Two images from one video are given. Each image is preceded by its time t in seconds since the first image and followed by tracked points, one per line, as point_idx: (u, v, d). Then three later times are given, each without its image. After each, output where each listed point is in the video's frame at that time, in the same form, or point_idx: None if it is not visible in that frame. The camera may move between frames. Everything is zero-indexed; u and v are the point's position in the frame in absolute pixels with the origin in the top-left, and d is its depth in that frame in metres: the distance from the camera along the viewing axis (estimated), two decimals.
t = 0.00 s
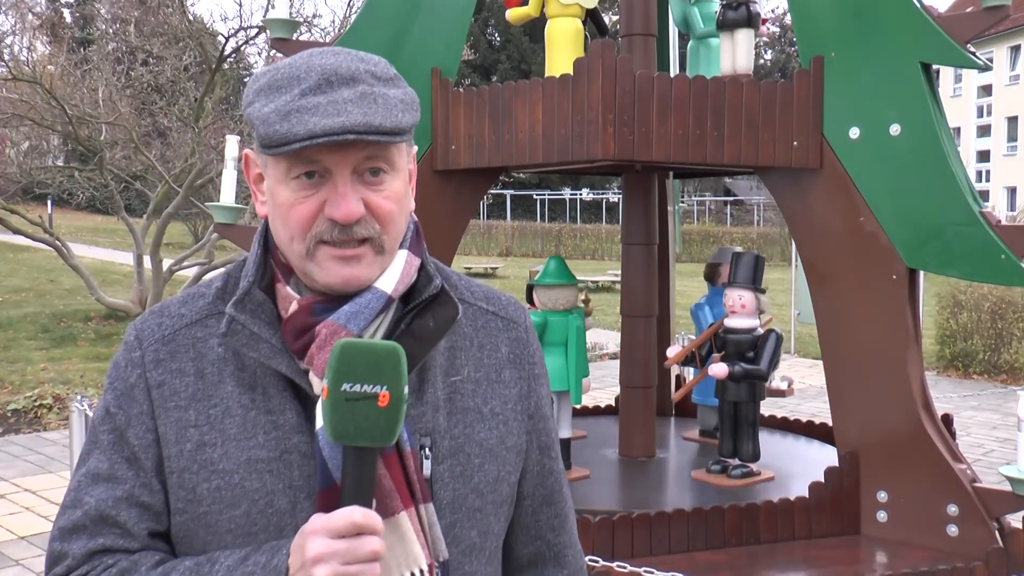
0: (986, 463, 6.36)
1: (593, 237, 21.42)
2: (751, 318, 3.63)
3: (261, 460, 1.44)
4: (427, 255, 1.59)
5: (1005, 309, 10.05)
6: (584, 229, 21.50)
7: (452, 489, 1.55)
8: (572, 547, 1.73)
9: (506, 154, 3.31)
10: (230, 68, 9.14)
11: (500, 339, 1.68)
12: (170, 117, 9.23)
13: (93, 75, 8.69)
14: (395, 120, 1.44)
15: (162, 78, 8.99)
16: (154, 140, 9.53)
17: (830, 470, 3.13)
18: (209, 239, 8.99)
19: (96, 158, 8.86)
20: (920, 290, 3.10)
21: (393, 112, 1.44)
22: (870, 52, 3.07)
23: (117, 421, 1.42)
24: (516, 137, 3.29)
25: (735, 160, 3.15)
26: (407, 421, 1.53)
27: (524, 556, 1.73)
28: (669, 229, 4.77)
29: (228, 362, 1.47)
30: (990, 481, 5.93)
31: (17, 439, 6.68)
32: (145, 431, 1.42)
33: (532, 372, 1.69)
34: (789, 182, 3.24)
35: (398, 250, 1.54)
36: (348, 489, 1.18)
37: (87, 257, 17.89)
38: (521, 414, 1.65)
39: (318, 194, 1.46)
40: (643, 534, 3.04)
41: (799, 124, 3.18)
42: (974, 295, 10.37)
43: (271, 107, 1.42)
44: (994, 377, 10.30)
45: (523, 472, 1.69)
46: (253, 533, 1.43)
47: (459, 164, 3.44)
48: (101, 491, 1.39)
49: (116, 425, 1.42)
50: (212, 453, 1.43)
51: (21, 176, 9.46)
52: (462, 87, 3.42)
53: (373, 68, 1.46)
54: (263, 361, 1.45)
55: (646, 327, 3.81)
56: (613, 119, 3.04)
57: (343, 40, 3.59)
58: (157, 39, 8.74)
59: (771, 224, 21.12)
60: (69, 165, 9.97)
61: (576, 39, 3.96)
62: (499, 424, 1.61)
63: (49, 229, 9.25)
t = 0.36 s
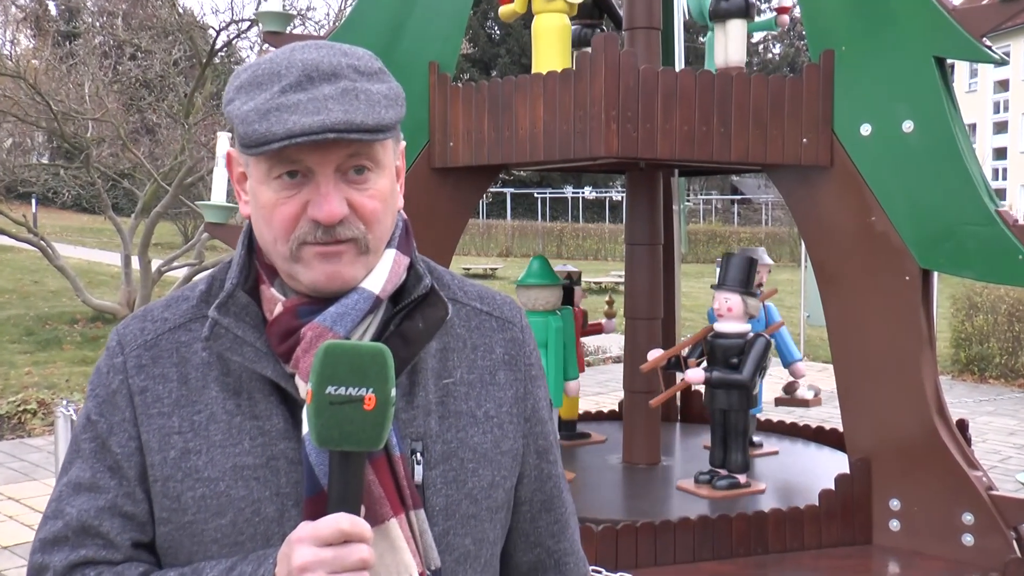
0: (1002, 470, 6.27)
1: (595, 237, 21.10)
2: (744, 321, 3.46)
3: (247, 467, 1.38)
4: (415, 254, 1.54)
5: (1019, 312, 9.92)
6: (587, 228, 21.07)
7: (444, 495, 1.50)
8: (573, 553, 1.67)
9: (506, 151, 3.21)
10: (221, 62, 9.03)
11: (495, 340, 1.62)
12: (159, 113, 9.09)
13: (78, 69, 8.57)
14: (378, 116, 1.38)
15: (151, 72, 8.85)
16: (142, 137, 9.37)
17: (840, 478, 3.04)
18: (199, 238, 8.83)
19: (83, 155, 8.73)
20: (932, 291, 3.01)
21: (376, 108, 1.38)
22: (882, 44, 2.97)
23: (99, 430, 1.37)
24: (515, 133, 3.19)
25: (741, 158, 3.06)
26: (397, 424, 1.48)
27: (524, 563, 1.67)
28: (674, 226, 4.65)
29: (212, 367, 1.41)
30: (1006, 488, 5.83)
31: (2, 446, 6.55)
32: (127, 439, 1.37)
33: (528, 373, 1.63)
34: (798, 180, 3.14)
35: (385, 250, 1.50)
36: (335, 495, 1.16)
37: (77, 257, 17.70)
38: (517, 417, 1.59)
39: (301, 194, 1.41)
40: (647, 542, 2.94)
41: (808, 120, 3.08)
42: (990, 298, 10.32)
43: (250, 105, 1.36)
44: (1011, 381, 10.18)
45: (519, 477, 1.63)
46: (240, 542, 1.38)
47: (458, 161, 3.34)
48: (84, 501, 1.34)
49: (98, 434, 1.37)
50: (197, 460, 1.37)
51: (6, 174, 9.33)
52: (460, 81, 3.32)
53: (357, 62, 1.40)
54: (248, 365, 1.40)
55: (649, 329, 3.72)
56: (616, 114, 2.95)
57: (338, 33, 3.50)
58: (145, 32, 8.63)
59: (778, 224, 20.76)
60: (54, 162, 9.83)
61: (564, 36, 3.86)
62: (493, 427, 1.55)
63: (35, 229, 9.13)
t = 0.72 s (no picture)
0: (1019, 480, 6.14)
1: (598, 238, 20.69)
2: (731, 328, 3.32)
3: (239, 472, 1.33)
4: (404, 249, 1.54)
5: None
6: (590, 228, 20.65)
7: (443, 496, 1.50)
8: (570, 556, 1.69)
9: (506, 149, 3.11)
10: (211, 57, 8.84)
11: (489, 340, 1.63)
12: (147, 109, 8.93)
13: (63, 65, 8.42)
14: (361, 100, 1.38)
15: (138, 68, 8.68)
16: (129, 134, 9.23)
17: (851, 487, 2.93)
18: (188, 239, 8.65)
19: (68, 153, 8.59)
20: (947, 293, 2.91)
21: (358, 92, 1.38)
22: (895, 39, 2.87)
23: (83, 440, 1.32)
24: (516, 131, 3.09)
25: (749, 156, 2.96)
26: (393, 424, 1.47)
27: (522, 566, 1.68)
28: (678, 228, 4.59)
29: (199, 370, 1.36)
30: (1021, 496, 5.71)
31: None
32: (112, 449, 1.32)
33: (522, 373, 1.64)
34: (807, 179, 3.04)
35: (372, 244, 1.48)
36: (333, 493, 1.14)
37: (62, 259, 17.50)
38: (512, 417, 1.60)
39: (286, 182, 1.38)
40: (652, 552, 2.84)
41: (818, 117, 2.98)
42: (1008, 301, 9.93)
43: (229, 97, 1.36)
44: None
45: (517, 479, 1.65)
46: (233, 550, 1.32)
47: (456, 159, 3.24)
48: (68, 514, 1.29)
49: (81, 444, 1.32)
50: (187, 467, 1.32)
51: None
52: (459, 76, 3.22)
53: (336, 51, 1.41)
54: (237, 367, 1.36)
55: (653, 333, 3.62)
56: (620, 111, 2.85)
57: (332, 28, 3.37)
58: (133, 26, 8.48)
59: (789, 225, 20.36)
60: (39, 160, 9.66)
61: (554, 31, 3.76)
62: (490, 426, 1.56)
63: (19, 229, 9.00)
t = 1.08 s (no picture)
0: None
1: (601, 238, 20.46)
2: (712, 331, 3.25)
3: (233, 474, 1.34)
4: (404, 247, 1.53)
5: None
6: (594, 228, 20.46)
7: (443, 499, 1.46)
8: (580, 567, 1.63)
9: (507, 146, 3.01)
10: (200, 51, 8.66)
11: (490, 341, 1.59)
12: (133, 106, 8.80)
13: (46, 60, 8.28)
14: (363, 92, 1.38)
15: (124, 62, 8.52)
16: (115, 131, 9.14)
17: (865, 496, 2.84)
18: (176, 240, 8.50)
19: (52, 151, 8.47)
20: (963, 297, 2.81)
21: (359, 84, 1.38)
22: (911, 32, 2.76)
23: (72, 441, 1.32)
24: (516, 128, 3.00)
25: (757, 154, 2.86)
26: (392, 425, 1.45)
27: None
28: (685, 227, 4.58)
29: (192, 371, 1.37)
30: None
31: None
32: (103, 450, 1.32)
33: (526, 377, 1.59)
34: (818, 177, 2.95)
35: (371, 242, 1.48)
36: (331, 492, 1.16)
37: (47, 261, 17.30)
38: (515, 421, 1.56)
39: (284, 176, 1.39)
40: (658, 567, 2.75)
41: (829, 114, 2.88)
42: None
43: (228, 88, 1.36)
44: None
45: (522, 487, 1.59)
46: (225, 554, 1.32)
47: (455, 156, 3.13)
48: (56, 518, 1.29)
49: (71, 446, 1.32)
50: (178, 468, 1.32)
51: None
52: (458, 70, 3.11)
53: (337, 43, 1.41)
54: (232, 366, 1.37)
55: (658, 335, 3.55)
56: (624, 107, 2.75)
57: (327, 21, 3.26)
58: (119, 19, 8.30)
59: (796, 225, 20.07)
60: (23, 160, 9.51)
61: (548, 31, 3.65)
62: (492, 430, 1.52)
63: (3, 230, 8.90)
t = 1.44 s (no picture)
0: None
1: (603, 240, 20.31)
2: (689, 338, 3.17)
3: (220, 488, 1.28)
4: (404, 255, 1.42)
5: None
6: (596, 229, 20.35)
7: (437, 519, 1.36)
8: None
9: (506, 144, 2.89)
10: (188, 46, 8.50)
11: (494, 353, 1.47)
12: (120, 102, 8.64)
13: (28, 53, 8.13)
14: (355, 95, 1.29)
15: (111, 58, 8.37)
16: (100, 128, 9.08)
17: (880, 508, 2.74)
18: (162, 242, 8.34)
19: (33, 148, 8.31)
20: (981, 301, 2.70)
21: (351, 85, 1.29)
22: (926, 26, 2.65)
23: (59, 449, 1.26)
24: (516, 125, 2.88)
25: (767, 151, 2.76)
26: (384, 440, 1.34)
27: None
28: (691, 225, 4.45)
29: (182, 379, 1.30)
30: None
31: None
32: (89, 459, 1.26)
33: (532, 392, 1.48)
34: (829, 176, 2.83)
35: (369, 250, 1.37)
36: (314, 512, 1.11)
37: (28, 263, 17.07)
38: (518, 438, 1.45)
39: (273, 181, 1.30)
40: None
41: (842, 111, 2.77)
42: None
43: (216, 89, 1.28)
44: None
45: (522, 505, 1.48)
46: (211, 570, 1.27)
47: (452, 155, 3.02)
48: (41, 527, 1.24)
49: (57, 454, 1.26)
50: (165, 481, 1.27)
51: None
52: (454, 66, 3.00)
53: (332, 42, 1.32)
54: (222, 376, 1.29)
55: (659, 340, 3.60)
56: (629, 104, 2.65)
57: (322, 14, 3.15)
58: (104, 12, 8.11)
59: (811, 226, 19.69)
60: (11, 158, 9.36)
61: (545, 25, 3.54)
62: (492, 447, 1.41)
63: None
